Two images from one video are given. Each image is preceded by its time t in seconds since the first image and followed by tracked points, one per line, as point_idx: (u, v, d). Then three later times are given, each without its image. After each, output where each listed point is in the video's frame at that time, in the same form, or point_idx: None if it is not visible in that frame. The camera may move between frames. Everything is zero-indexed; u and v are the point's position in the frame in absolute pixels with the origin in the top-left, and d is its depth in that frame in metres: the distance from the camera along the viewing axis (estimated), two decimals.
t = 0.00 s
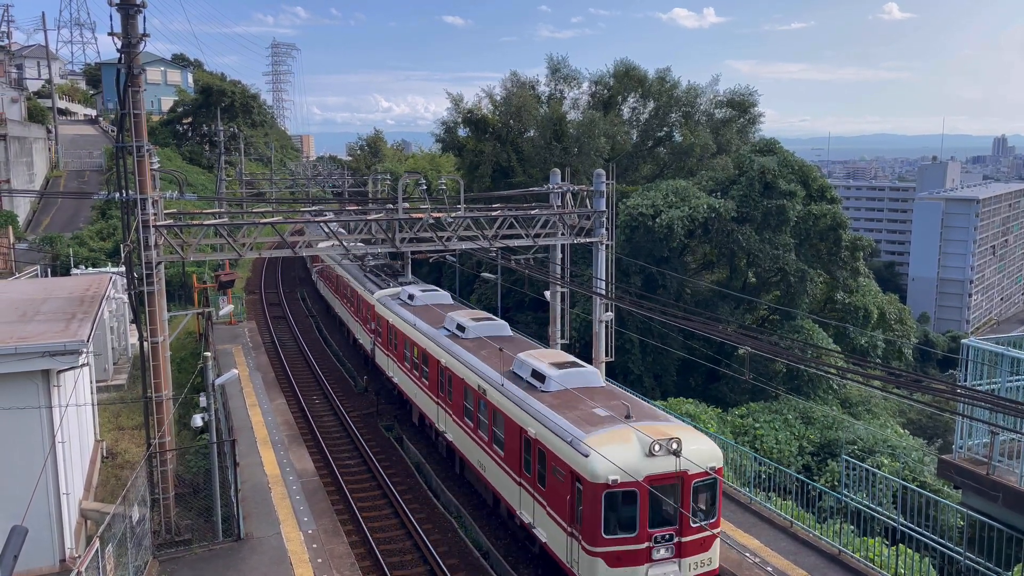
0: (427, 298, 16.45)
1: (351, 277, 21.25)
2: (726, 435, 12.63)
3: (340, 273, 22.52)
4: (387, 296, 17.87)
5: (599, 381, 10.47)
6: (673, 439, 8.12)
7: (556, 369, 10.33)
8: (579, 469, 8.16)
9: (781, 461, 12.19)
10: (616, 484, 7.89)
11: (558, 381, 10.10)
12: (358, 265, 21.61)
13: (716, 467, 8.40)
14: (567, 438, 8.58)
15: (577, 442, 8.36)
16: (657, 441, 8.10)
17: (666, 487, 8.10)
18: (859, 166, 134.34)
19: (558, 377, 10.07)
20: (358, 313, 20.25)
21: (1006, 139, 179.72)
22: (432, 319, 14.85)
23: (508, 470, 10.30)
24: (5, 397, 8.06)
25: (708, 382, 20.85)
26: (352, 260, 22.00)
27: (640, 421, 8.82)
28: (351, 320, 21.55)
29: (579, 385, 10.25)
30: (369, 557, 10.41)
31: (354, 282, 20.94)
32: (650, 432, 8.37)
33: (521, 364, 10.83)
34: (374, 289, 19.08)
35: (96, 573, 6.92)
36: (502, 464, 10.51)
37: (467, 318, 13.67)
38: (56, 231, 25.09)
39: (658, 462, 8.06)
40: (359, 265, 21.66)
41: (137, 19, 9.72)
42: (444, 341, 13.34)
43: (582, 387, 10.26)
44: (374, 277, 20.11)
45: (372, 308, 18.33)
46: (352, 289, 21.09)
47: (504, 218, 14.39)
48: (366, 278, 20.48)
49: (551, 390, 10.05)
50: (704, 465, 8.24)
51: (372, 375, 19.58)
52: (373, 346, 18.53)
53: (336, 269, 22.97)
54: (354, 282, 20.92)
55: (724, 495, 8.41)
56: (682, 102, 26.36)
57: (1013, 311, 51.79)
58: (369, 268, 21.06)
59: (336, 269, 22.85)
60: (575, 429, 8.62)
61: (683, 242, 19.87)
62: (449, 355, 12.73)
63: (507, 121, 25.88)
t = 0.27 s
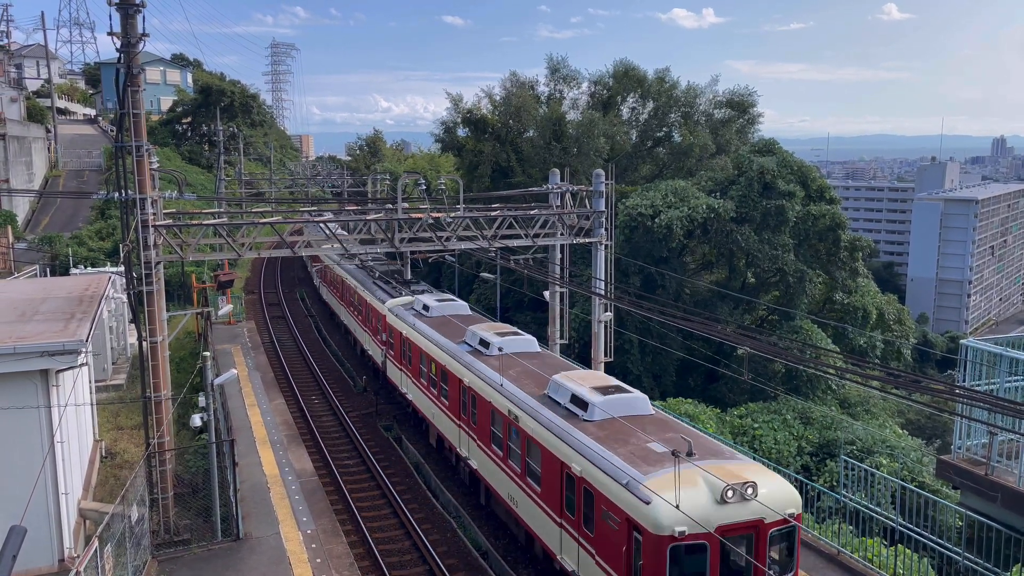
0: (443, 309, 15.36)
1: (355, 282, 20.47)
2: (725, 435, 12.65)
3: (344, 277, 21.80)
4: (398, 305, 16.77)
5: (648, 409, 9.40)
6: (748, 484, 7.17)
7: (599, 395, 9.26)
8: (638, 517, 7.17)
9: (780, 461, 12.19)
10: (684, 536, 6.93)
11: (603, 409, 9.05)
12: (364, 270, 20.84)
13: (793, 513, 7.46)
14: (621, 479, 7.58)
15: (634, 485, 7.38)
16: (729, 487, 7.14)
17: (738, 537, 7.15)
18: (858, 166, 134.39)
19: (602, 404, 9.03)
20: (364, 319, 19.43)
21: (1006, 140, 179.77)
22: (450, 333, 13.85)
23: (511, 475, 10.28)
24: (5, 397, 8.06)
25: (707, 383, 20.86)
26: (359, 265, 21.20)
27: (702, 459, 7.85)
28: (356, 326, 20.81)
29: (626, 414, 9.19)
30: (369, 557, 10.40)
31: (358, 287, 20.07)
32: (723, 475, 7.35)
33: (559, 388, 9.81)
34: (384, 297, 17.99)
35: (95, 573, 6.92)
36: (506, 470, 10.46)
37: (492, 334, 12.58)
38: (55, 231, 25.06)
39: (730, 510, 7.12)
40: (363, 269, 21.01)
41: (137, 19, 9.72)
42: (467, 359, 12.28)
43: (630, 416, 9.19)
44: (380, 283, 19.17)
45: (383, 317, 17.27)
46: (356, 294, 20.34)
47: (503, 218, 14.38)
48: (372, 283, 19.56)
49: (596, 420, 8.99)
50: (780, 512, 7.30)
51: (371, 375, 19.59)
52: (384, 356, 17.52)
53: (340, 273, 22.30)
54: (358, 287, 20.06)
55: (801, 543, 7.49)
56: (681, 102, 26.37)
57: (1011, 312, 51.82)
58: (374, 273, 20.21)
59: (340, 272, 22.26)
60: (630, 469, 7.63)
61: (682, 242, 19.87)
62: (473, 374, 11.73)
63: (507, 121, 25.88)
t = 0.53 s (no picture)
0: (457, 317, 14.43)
1: (364, 288, 19.57)
2: (724, 435, 12.66)
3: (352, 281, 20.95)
4: (408, 314, 15.76)
5: (699, 438, 8.48)
6: (831, 533, 6.26)
7: (644, 422, 8.36)
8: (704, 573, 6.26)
9: (779, 462, 12.20)
10: None
11: (649, 440, 8.15)
12: (373, 277, 19.92)
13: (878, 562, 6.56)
14: (679, 523, 6.72)
15: (696, 532, 6.51)
16: (809, 536, 6.23)
17: None
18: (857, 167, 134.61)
19: (648, 434, 8.12)
20: (371, 326, 18.48)
21: (1004, 141, 179.98)
22: (468, 345, 12.89)
23: (512, 477, 10.35)
24: (4, 397, 8.06)
25: (706, 383, 20.87)
26: (370, 272, 20.33)
27: (772, 500, 6.94)
28: (362, 333, 19.96)
29: (674, 443, 8.29)
30: (367, 557, 10.40)
31: (366, 293, 19.09)
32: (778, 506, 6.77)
33: (597, 414, 8.90)
34: (394, 304, 16.89)
35: (94, 572, 6.92)
36: (507, 472, 10.49)
37: (515, 348, 11.64)
38: (54, 230, 25.05)
39: (811, 563, 6.20)
40: (372, 274, 20.16)
41: (136, 19, 9.72)
42: (490, 376, 11.32)
43: (679, 445, 8.30)
44: (389, 289, 18.10)
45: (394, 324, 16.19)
46: (363, 299, 19.43)
47: (502, 218, 14.38)
48: (381, 289, 18.52)
49: (643, 451, 8.08)
50: (866, 562, 6.39)
51: (370, 376, 19.59)
52: (394, 367, 16.44)
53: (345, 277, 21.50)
54: (366, 293, 19.08)
55: None
56: (681, 102, 26.40)
57: (1010, 312, 51.89)
58: (383, 279, 19.23)
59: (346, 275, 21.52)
60: (689, 512, 6.76)
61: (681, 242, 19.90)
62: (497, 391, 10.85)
63: (506, 121, 25.89)
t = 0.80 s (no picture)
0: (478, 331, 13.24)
1: (371, 295, 18.49)
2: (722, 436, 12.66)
3: (357, 285, 19.90)
4: (424, 326, 14.58)
5: (774, 481, 7.30)
6: None
7: (711, 462, 7.20)
8: None
9: (777, 462, 12.20)
10: None
11: (719, 484, 6.99)
12: (381, 284, 18.86)
13: None
14: None
15: None
16: None
17: None
18: (856, 168, 134.76)
19: (717, 477, 6.96)
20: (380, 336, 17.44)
21: (1003, 142, 180.17)
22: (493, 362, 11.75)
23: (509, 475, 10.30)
24: (1, 397, 8.05)
25: (705, 383, 20.87)
26: (378, 277, 19.28)
27: (878, 565, 5.75)
28: (367, 342, 18.94)
29: (748, 487, 7.14)
30: (365, 557, 10.38)
31: (374, 301, 18.00)
32: (801, 522, 6.53)
33: (653, 450, 7.73)
34: (406, 313, 15.74)
35: (91, 573, 6.91)
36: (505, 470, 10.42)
37: (548, 369, 10.43)
38: (52, 230, 25.01)
39: None
40: (380, 279, 19.14)
41: (134, 18, 9.71)
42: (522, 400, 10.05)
43: (753, 490, 7.15)
44: (400, 297, 17.00)
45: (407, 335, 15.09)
46: (370, 305, 18.37)
47: (501, 218, 14.37)
48: (390, 297, 17.43)
49: (712, 497, 6.93)
50: None
51: (369, 376, 19.57)
52: (406, 382, 15.33)
53: (350, 282, 20.48)
54: (374, 301, 17.98)
55: None
56: (679, 102, 26.42)
57: (1008, 313, 51.97)
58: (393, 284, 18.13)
59: (352, 280, 20.51)
60: None
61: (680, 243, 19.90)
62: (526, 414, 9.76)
63: (505, 121, 25.89)
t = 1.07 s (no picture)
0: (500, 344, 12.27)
1: (380, 303, 17.50)
2: (721, 436, 12.66)
3: (365, 292, 18.95)
4: (442, 337, 13.58)
5: (858, 526, 6.27)
6: None
7: (787, 506, 6.21)
8: None
9: (776, 462, 12.19)
10: None
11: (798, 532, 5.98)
12: (389, 291, 17.90)
13: None
14: None
15: None
16: None
17: None
18: (855, 168, 134.83)
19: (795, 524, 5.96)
20: (389, 347, 16.46)
21: (1002, 142, 180.29)
22: (516, 378, 10.78)
23: (505, 475, 10.25)
24: None
25: (704, 383, 20.87)
26: (387, 284, 18.34)
27: None
28: (375, 352, 17.99)
29: (829, 535, 6.14)
30: (364, 557, 10.36)
31: (383, 309, 16.99)
32: None
33: (715, 489, 6.72)
34: (418, 324, 14.74)
35: (90, 572, 6.91)
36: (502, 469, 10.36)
37: (581, 388, 9.43)
38: (51, 229, 24.99)
39: None
40: (388, 286, 18.18)
41: (133, 17, 9.70)
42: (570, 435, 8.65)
43: (835, 538, 6.14)
44: (411, 305, 16.00)
45: (419, 347, 14.08)
46: (378, 314, 17.39)
47: (500, 218, 14.37)
48: (400, 305, 16.45)
49: (789, 548, 5.96)
50: None
51: (368, 376, 19.56)
52: (418, 398, 14.28)
53: (357, 288, 19.55)
54: (383, 309, 16.99)
55: None
56: (679, 103, 26.43)
57: (1006, 313, 52.02)
58: (403, 292, 17.14)
59: (358, 286, 19.59)
60: None
61: (680, 243, 19.89)
62: (549, 433, 8.92)
63: (505, 121, 25.90)
